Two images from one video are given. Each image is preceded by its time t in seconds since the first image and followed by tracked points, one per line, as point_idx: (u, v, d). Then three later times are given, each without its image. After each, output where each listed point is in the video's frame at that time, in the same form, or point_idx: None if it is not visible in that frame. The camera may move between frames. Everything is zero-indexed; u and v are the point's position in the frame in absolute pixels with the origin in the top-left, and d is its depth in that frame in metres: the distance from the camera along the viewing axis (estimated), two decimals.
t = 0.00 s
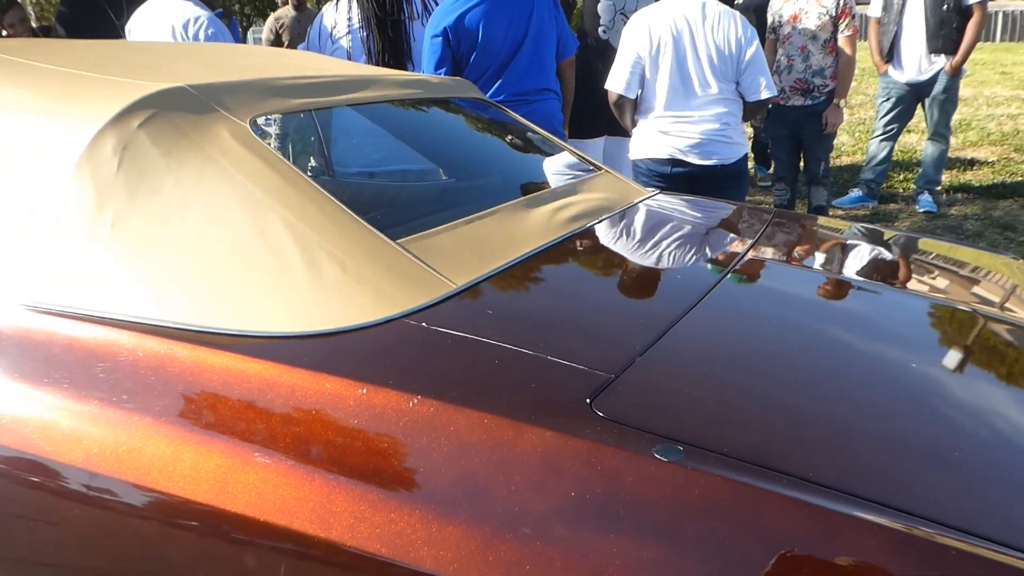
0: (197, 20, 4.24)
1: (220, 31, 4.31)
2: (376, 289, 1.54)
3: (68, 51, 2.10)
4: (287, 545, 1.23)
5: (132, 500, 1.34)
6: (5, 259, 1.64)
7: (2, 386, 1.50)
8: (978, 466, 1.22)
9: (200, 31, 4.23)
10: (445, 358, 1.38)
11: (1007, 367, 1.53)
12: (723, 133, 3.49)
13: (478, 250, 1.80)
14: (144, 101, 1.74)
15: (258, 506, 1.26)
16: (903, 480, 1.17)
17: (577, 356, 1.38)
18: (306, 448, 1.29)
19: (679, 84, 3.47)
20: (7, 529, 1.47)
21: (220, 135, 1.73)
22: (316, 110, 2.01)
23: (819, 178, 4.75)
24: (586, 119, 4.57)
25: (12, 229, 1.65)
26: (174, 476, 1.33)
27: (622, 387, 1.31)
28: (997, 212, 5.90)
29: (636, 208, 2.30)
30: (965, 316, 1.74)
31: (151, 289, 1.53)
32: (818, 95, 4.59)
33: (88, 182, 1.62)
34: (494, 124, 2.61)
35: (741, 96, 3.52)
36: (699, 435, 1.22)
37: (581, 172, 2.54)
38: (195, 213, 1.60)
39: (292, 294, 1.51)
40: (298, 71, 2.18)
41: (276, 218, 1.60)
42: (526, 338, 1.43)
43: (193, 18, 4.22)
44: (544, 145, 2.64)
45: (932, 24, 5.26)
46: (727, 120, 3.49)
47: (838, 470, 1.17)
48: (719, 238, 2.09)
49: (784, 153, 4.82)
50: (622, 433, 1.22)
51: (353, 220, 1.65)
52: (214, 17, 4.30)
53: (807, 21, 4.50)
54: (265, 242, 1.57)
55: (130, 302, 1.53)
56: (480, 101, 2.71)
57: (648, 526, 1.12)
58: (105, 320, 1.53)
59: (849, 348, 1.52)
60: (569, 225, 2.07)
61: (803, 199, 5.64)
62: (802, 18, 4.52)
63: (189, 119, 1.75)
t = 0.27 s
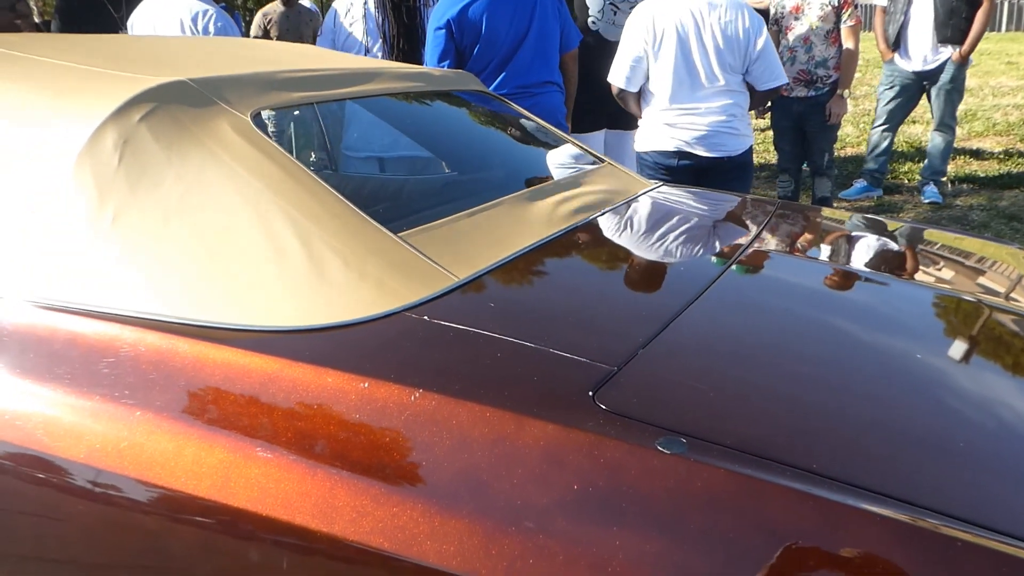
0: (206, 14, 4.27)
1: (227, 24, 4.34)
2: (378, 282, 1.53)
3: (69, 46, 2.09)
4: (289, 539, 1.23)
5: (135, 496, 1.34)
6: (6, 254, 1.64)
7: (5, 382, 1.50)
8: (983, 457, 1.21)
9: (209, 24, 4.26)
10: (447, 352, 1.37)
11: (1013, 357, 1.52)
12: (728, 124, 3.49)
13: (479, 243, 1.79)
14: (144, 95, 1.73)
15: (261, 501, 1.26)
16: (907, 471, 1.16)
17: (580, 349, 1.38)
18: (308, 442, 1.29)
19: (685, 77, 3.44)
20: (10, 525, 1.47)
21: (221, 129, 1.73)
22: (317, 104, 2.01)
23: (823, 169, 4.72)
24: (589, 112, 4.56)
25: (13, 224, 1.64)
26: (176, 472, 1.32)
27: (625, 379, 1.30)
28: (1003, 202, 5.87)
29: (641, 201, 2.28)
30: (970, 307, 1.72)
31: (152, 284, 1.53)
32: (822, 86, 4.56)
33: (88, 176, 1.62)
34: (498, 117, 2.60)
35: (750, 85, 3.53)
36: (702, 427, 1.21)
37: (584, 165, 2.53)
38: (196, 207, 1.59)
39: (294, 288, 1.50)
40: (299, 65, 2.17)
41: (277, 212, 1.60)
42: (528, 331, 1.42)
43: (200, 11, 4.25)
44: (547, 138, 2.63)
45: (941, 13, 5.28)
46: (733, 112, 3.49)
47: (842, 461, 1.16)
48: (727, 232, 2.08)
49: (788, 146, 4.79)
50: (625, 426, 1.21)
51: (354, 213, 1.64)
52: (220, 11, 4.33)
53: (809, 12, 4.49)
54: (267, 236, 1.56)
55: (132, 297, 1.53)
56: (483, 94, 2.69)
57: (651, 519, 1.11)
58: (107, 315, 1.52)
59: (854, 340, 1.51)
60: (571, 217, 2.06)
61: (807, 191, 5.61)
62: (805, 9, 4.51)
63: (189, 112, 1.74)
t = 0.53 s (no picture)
0: (205, 10, 4.25)
1: (227, 20, 4.31)
2: (380, 280, 1.53)
3: (69, 41, 2.08)
4: (291, 536, 1.23)
5: (137, 493, 1.34)
6: (7, 252, 1.63)
7: (7, 379, 1.50)
8: (987, 454, 1.21)
9: (208, 20, 4.23)
10: (449, 348, 1.37)
11: (1018, 354, 1.51)
12: (736, 119, 3.48)
13: (481, 239, 1.79)
14: (146, 92, 1.73)
15: (262, 498, 1.26)
16: (909, 467, 1.15)
17: (583, 345, 1.37)
18: (310, 439, 1.28)
19: (692, 72, 3.44)
20: (13, 523, 1.47)
21: (222, 126, 1.72)
22: (319, 100, 2.00)
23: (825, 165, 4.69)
24: (590, 108, 4.55)
25: (14, 220, 1.64)
26: (178, 469, 1.32)
27: (628, 376, 1.30)
28: (1006, 197, 5.85)
29: (647, 197, 2.28)
30: (974, 304, 1.72)
31: (153, 281, 1.53)
32: (823, 81, 4.53)
33: (90, 173, 1.62)
34: (500, 113, 2.60)
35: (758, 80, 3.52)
36: (705, 425, 1.21)
37: (587, 162, 2.53)
38: (198, 204, 1.59)
39: (295, 285, 1.50)
40: (301, 61, 2.16)
41: (279, 209, 1.60)
42: (531, 327, 1.42)
43: (200, 7, 4.23)
44: (550, 135, 2.63)
45: (932, 7, 5.34)
46: (740, 107, 3.47)
47: (846, 459, 1.16)
48: (737, 230, 2.06)
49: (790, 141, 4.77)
50: (627, 422, 1.21)
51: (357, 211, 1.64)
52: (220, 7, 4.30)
53: (811, 8, 4.47)
54: (268, 233, 1.56)
55: (134, 295, 1.52)
56: (485, 90, 2.69)
57: (654, 516, 1.11)
58: (109, 312, 1.52)
59: (857, 336, 1.51)
60: (574, 214, 2.06)
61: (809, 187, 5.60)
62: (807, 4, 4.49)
63: (191, 109, 1.74)
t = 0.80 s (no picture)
0: (207, 9, 4.23)
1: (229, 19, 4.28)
2: (385, 280, 1.53)
3: (72, 41, 2.09)
4: (296, 537, 1.23)
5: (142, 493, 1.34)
6: (11, 252, 1.63)
7: (12, 380, 1.50)
8: (992, 455, 1.21)
9: (210, 19, 4.21)
10: (453, 349, 1.37)
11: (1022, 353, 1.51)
12: (747, 116, 3.47)
13: (485, 239, 1.79)
14: (150, 92, 1.73)
15: (267, 500, 1.26)
16: (915, 469, 1.15)
17: (587, 347, 1.37)
18: (315, 440, 1.28)
19: (703, 68, 3.44)
20: (19, 524, 1.47)
21: (227, 126, 1.72)
22: (322, 100, 2.00)
23: (828, 163, 4.63)
24: (593, 107, 4.54)
25: (18, 220, 1.64)
26: (182, 470, 1.32)
27: (632, 377, 1.30)
28: (1009, 195, 5.83)
29: (656, 198, 2.28)
30: (976, 303, 1.71)
31: (158, 282, 1.53)
32: (826, 80, 4.50)
33: (94, 174, 1.62)
34: (503, 113, 2.60)
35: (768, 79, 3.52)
36: (709, 427, 1.20)
37: (591, 162, 2.53)
38: (203, 204, 1.59)
39: (299, 285, 1.50)
40: (304, 61, 2.16)
41: (284, 209, 1.59)
42: (535, 329, 1.42)
43: (202, 7, 4.21)
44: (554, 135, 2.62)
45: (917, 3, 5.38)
46: (751, 104, 3.47)
47: (851, 461, 1.16)
48: (746, 231, 2.06)
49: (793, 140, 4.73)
50: (632, 425, 1.21)
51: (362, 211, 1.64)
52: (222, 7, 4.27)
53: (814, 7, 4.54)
54: (273, 233, 1.56)
55: (138, 296, 1.52)
56: (488, 90, 2.69)
57: (659, 519, 1.11)
58: (113, 313, 1.52)
59: (862, 337, 1.51)
60: (577, 214, 2.05)
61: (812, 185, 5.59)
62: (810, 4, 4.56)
63: (195, 109, 1.74)
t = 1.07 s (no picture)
0: (215, 9, 4.23)
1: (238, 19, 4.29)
2: (394, 283, 1.53)
3: (82, 42, 2.09)
4: (303, 540, 1.23)
5: (148, 493, 1.34)
6: (20, 252, 1.64)
7: (21, 380, 1.50)
8: (1004, 461, 1.20)
9: (219, 19, 4.20)
10: (463, 352, 1.37)
11: None
12: (760, 118, 3.47)
13: (493, 242, 1.78)
14: (159, 93, 1.73)
15: (276, 502, 1.26)
16: (925, 475, 1.15)
17: (597, 350, 1.37)
18: (322, 439, 1.29)
19: (717, 70, 3.44)
20: (29, 525, 1.47)
21: (236, 127, 1.72)
22: (330, 102, 2.01)
23: (835, 164, 4.62)
24: (601, 109, 4.53)
25: (26, 221, 1.65)
26: (191, 471, 1.32)
27: (642, 381, 1.30)
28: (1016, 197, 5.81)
29: (666, 200, 2.28)
30: (983, 306, 1.70)
31: (166, 284, 1.53)
32: (834, 82, 4.52)
33: (103, 175, 1.62)
34: (510, 115, 2.59)
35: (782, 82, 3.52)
36: (720, 431, 1.20)
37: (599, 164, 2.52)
38: (212, 206, 1.59)
39: (309, 288, 1.50)
40: (313, 62, 2.16)
41: (293, 211, 1.59)
42: (545, 332, 1.41)
43: (211, 7, 4.21)
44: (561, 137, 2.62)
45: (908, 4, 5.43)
46: (763, 105, 3.47)
47: (862, 467, 1.15)
48: (757, 234, 2.05)
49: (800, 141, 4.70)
50: (643, 429, 1.20)
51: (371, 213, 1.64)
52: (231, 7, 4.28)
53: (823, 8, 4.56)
54: (281, 236, 1.56)
55: (147, 297, 1.52)
56: (496, 91, 2.68)
57: (669, 524, 1.11)
58: (121, 313, 1.52)
59: (872, 341, 1.50)
60: (585, 216, 2.05)
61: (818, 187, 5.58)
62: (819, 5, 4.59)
63: (204, 111, 1.74)
